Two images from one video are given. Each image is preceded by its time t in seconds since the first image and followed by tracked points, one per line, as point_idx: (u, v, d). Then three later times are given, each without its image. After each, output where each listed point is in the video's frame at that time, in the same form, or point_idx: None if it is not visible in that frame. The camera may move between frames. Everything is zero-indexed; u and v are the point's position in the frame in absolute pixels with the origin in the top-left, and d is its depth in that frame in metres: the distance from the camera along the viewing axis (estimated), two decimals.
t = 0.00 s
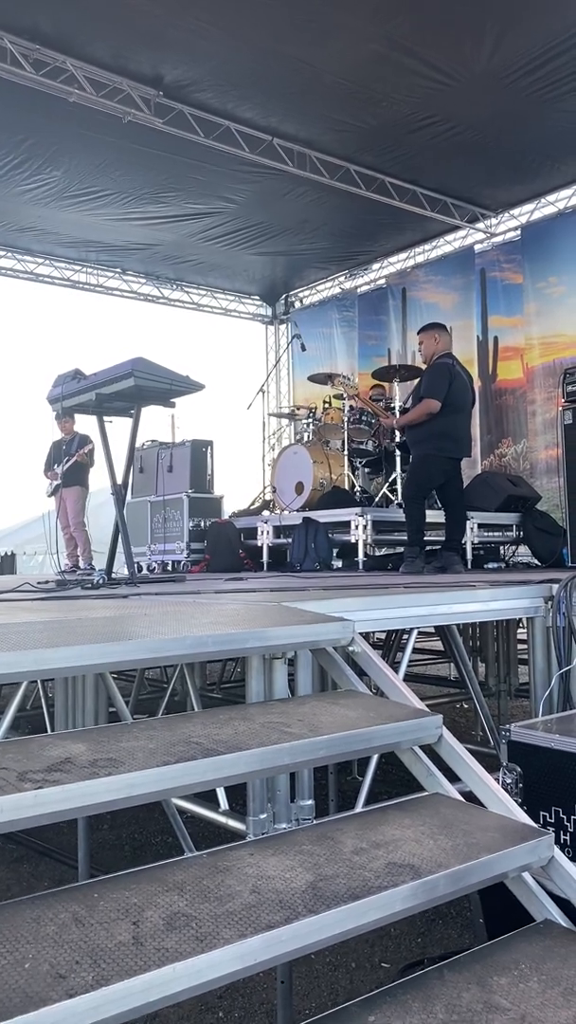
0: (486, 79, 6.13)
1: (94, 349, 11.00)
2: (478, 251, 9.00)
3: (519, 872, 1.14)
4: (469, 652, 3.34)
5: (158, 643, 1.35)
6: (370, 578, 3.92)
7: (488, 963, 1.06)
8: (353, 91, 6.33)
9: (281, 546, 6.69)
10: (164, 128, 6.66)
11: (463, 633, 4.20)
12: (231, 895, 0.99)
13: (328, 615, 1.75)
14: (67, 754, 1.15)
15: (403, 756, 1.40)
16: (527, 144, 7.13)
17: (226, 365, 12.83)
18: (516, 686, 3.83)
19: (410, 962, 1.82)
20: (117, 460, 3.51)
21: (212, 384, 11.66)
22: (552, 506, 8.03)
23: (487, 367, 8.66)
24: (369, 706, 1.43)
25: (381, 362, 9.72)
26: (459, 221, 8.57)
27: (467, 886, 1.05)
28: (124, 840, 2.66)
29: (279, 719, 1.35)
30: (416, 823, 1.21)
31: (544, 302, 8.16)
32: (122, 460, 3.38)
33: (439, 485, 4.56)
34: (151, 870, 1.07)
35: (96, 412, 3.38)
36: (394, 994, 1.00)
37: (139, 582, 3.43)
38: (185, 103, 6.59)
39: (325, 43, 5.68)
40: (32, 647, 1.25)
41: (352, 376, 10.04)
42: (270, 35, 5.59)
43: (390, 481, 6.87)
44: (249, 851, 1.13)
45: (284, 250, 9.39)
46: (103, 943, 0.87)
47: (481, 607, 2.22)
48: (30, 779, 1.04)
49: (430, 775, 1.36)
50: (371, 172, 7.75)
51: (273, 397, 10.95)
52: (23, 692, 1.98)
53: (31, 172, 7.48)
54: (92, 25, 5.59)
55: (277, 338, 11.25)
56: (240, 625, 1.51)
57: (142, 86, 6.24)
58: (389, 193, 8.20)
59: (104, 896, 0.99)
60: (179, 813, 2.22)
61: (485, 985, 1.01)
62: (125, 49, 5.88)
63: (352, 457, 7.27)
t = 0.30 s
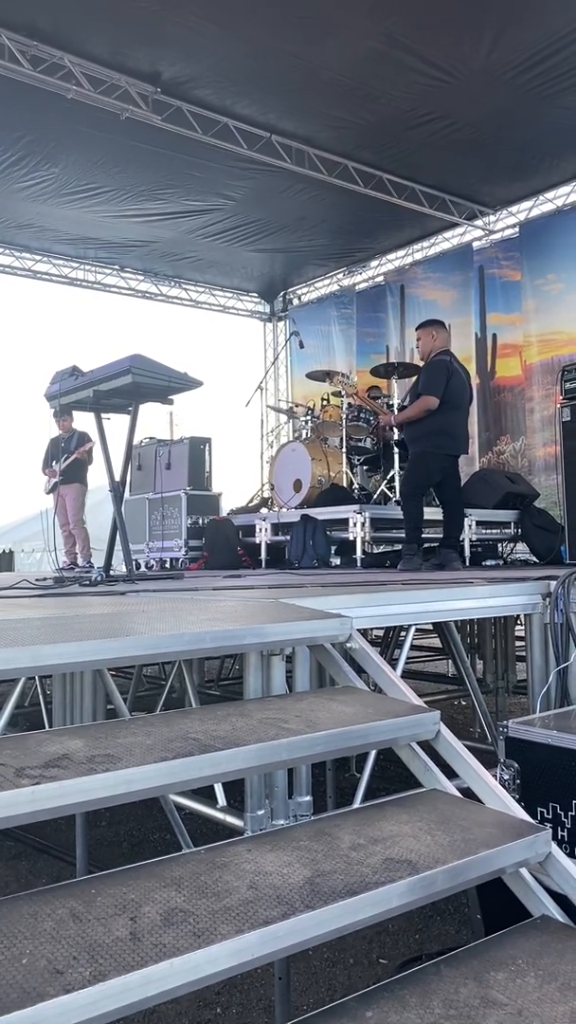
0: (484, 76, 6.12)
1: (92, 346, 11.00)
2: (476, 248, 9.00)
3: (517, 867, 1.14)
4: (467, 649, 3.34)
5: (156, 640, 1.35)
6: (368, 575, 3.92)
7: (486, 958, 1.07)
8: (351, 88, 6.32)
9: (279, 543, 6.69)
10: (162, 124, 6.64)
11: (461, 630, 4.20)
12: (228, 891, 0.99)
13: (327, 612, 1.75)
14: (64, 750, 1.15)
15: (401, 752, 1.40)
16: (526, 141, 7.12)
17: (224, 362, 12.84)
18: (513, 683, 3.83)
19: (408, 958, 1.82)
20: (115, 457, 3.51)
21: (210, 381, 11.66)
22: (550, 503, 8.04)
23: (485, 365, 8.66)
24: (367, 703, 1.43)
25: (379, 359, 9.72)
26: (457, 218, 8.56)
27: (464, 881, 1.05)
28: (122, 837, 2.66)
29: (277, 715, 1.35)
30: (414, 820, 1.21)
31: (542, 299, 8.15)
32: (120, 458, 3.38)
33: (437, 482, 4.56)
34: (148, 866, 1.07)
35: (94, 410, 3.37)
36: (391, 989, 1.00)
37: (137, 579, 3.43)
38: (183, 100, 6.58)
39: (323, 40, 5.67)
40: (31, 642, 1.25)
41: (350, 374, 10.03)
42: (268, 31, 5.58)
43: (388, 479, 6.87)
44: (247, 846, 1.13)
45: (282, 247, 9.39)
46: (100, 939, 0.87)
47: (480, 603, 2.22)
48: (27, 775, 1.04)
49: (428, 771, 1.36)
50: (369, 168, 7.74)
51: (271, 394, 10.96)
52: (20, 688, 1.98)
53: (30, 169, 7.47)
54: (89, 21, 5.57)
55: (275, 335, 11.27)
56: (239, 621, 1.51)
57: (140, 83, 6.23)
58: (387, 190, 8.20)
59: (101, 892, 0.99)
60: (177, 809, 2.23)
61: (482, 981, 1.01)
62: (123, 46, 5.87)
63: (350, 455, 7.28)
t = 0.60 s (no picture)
0: (484, 73, 6.12)
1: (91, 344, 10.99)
2: (475, 246, 9.00)
3: (514, 864, 1.14)
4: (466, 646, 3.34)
5: (155, 637, 1.35)
6: (368, 572, 3.92)
7: (483, 954, 1.07)
8: (350, 85, 6.32)
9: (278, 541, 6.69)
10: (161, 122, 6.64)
11: (460, 627, 4.20)
12: (227, 887, 0.99)
13: (325, 609, 1.75)
14: (64, 747, 1.16)
15: (399, 749, 1.40)
16: (525, 138, 7.11)
17: (223, 360, 12.84)
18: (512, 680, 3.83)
19: (407, 954, 1.83)
20: (114, 455, 3.52)
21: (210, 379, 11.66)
22: (549, 500, 8.04)
23: (484, 362, 8.66)
24: (366, 700, 1.43)
25: (378, 357, 9.72)
26: (456, 216, 8.56)
27: (462, 877, 1.06)
28: (121, 835, 2.66)
29: (275, 713, 1.36)
30: (411, 816, 1.22)
31: (541, 297, 8.15)
32: (120, 456, 3.38)
33: (435, 480, 4.56)
34: (148, 862, 1.07)
35: (93, 408, 3.38)
36: (389, 985, 1.00)
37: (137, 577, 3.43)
38: (182, 98, 6.57)
39: (322, 37, 5.67)
40: (30, 640, 1.26)
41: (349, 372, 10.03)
42: (267, 28, 5.57)
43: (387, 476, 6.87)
44: (246, 843, 1.14)
45: (281, 245, 9.39)
46: (99, 935, 0.88)
47: (479, 602, 2.22)
48: (26, 772, 1.04)
49: (426, 769, 1.37)
50: (368, 166, 7.74)
51: (271, 392, 10.95)
52: (19, 686, 1.98)
53: (29, 167, 7.46)
54: (88, 18, 5.56)
55: (275, 333, 11.27)
56: (238, 619, 1.51)
57: (139, 80, 6.22)
58: (386, 188, 8.19)
59: (100, 889, 0.99)
60: (177, 807, 2.23)
61: (480, 976, 1.02)
62: (122, 44, 5.87)
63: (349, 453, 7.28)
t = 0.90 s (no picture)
0: (485, 71, 6.11)
1: (93, 342, 10.99)
2: (477, 244, 8.99)
3: (515, 861, 1.15)
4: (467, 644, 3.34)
5: (157, 635, 1.35)
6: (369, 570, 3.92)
7: (484, 951, 1.07)
8: (351, 83, 6.31)
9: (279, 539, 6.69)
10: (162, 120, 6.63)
11: (461, 625, 4.21)
12: (228, 883, 1.00)
13: (326, 607, 1.75)
14: (67, 744, 1.16)
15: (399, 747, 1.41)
16: (527, 136, 7.11)
17: (225, 358, 12.84)
18: (513, 678, 3.83)
19: (407, 951, 1.83)
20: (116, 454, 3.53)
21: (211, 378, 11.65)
22: (550, 499, 8.04)
23: (485, 360, 8.66)
24: (366, 698, 1.43)
25: (379, 355, 9.71)
26: (458, 214, 8.55)
27: (463, 875, 1.06)
28: (123, 832, 2.67)
29: (276, 710, 1.36)
30: (412, 814, 1.22)
31: (542, 295, 8.14)
32: (122, 455, 3.39)
33: (436, 478, 4.57)
34: (150, 859, 1.08)
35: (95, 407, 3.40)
36: (390, 981, 1.00)
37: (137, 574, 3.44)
38: (183, 96, 6.57)
39: (323, 35, 5.66)
40: (32, 638, 1.26)
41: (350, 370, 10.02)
42: (268, 26, 5.57)
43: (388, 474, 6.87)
44: (247, 840, 1.14)
45: (282, 243, 9.39)
46: (101, 932, 0.88)
47: (479, 600, 2.22)
48: (28, 769, 1.05)
49: (427, 766, 1.37)
50: (369, 164, 7.73)
51: (272, 391, 10.94)
52: (21, 683, 1.99)
53: (30, 165, 7.46)
54: (89, 16, 5.56)
55: (276, 331, 11.26)
56: (239, 617, 1.52)
57: (140, 78, 6.22)
58: (387, 186, 8.19)
59: (102, 885, 0.99)
60: (178, 805, 2.23)
61: (480, 973, 1.02)
62: (123, 42, 5.87)
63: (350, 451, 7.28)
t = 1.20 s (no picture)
0: (490, 69, 6.10)
1: (97, 341, 11.00)
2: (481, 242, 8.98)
3: (521, 858, 1.15)
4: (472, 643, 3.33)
5: (163, 633, 1.35)
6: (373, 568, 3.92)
7: (490, 948, 1.08)
8: (355, 81, 6.31)
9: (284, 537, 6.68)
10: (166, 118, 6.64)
11: (465, 623, 4.21)
12: (237, 880, 1.00)
13: (332, 606, 1.75)
14: (74, 741, 1.16)
15: (406, 744, 1.41)
16: (531, 134, 7.10)
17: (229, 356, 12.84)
18: (517, 676, 3.83)
19: (412, 949, 1.83)
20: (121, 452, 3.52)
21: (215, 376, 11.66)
22: (554, 497, 8.04)
23: (489, 358, 8.65)
24: (372, 695, 1.43)
25: (383, 353, 9.71)
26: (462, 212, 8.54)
27: (470, 872, 1.06)
28: (128, 829, 2.67)
29: (283, 708, 1.36)
30: (419, 811, 1.22)
31: (547, 293, 8.13)
32: (127, 453, 3.39)
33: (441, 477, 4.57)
34: (159, 856, 1.08)
35: (100, 404, 3.39)
36: (397, 978, 1.01)
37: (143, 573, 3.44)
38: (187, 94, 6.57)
39: (327, 33, 5.66)
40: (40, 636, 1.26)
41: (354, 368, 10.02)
42: (272, 25, 5.56)
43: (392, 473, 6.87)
44: (255, 837, 1.14)
45: (286, 241, 9.38)
46: (110, 928, 0.88)
47: (485, 598, 2.22)
48: (37, 766, 1.05)
49: (433, 763, 1.37)
50: (373, 162, 7.72)
51: (276, 389, 10.93)
52: (28, 681, 1.99)
53: (35, 164, 7.47)
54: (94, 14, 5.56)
55: (280, 329, 11.26)
56: (245, 615, 1.52)
57: (144, 77, 6.22)
58: (391, 184, 8.19)
59: (111, 882, 1.00)
60: (184, 803, 2.23)
61: (487, 970, 1.02)
62: (128, 40, 5.87)
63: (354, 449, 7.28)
